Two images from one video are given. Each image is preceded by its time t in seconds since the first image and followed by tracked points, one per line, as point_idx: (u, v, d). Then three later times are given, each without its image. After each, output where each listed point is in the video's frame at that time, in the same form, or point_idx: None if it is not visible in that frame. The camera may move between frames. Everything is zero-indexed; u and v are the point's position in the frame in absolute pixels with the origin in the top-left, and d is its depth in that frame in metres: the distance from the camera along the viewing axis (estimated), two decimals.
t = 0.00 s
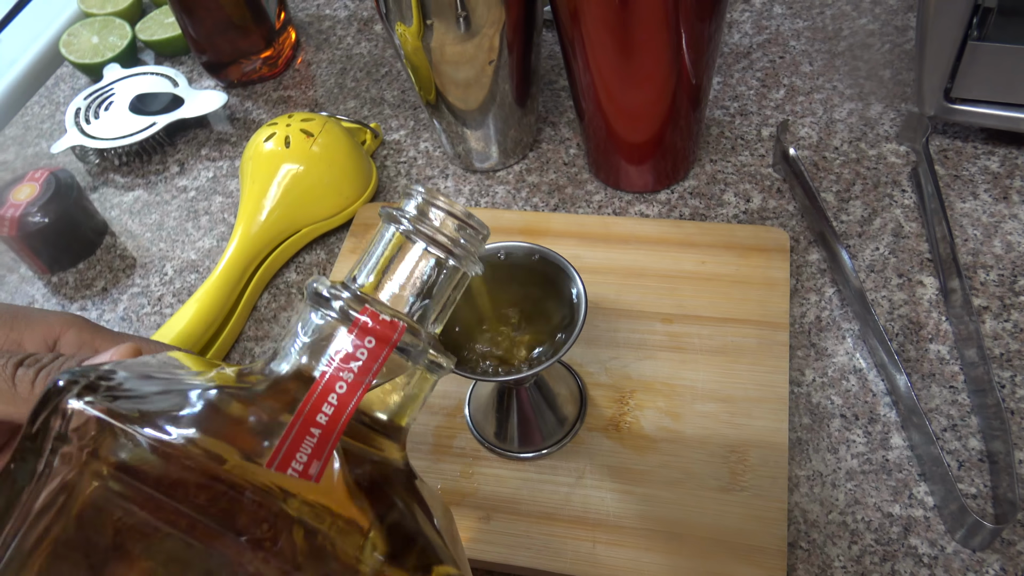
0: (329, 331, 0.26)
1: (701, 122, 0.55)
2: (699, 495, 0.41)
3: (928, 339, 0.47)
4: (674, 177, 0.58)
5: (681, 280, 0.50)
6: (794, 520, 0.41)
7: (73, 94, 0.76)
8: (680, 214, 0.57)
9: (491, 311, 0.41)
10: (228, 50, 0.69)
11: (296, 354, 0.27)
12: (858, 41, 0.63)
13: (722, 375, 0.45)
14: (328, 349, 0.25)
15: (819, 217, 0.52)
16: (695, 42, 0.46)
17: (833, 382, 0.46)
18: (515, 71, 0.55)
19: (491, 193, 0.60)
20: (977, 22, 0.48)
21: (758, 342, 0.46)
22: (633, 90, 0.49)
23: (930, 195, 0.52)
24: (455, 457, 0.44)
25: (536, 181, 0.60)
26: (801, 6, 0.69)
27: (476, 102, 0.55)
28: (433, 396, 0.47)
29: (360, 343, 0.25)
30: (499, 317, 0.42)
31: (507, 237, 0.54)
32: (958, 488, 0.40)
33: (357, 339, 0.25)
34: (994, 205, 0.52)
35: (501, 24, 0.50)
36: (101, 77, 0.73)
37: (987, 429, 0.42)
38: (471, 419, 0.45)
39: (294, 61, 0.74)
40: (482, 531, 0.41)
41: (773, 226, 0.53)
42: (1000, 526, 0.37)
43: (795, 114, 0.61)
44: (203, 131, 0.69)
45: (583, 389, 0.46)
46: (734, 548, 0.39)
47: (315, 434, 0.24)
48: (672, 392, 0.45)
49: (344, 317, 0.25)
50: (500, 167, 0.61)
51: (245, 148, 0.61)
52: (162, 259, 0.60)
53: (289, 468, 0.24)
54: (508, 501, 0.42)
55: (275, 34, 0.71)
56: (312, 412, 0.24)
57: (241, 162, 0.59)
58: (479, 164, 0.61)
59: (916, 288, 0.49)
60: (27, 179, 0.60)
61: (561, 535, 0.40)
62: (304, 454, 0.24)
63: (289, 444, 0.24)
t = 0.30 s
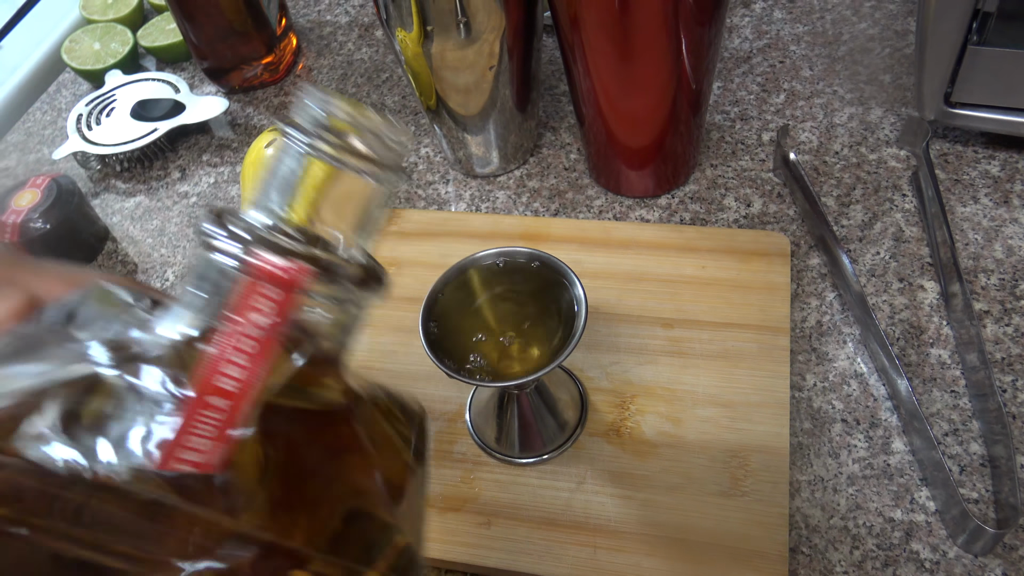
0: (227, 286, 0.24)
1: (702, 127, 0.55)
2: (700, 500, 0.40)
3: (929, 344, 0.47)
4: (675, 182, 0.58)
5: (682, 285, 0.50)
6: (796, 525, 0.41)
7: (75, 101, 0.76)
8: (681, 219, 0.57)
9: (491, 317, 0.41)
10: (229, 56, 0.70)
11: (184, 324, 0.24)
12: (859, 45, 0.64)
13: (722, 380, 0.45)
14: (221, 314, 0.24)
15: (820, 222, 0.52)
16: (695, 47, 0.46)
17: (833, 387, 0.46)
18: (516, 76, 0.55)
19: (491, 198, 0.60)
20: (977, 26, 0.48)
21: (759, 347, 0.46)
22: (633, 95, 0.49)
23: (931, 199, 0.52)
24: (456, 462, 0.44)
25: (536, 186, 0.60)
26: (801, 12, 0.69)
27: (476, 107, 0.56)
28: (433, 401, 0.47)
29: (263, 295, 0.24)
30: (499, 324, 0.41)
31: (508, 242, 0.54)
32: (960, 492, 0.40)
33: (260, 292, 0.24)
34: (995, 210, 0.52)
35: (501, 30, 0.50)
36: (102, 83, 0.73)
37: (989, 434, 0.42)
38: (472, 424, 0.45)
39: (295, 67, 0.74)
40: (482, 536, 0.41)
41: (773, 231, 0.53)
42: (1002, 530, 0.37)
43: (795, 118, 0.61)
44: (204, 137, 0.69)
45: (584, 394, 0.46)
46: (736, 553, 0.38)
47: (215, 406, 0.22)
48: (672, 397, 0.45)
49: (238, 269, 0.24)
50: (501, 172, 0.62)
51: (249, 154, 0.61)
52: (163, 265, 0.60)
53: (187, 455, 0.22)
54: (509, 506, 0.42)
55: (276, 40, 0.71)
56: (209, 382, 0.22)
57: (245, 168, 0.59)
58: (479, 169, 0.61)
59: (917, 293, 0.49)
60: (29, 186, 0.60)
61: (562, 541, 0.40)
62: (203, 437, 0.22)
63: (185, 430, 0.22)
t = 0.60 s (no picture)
0: None
1: (703, 129, 0.55)
2: (701, 504, 0.40)
3: (931, 346, 0.46)
4: (676, 185, 0.58)
5: (683, 287, 0.50)
6: (797, 527, 0.41)
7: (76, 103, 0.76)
8: (682, 221, 0.57)
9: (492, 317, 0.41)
10: (230, 58, 0.70)
11: None
12: (859, 47, 0.64)
13: (724, 382, 0.45)
14: None
15: (822, 224, 0.52)
16: (696, 49, 0.46)
17: (835, 389, 0.45)
18: (517, 79, 0.55)
19: (492, 200, 0.60)
20: (978, 28, 0.48)
21: (760, 350, 0.46)
22: (634, 97, 0.49)
23: (933, 202, 0.53)
24: (456, 465, 0.44)
25: (537, 188, 0.60)
26: (802, 14, 0.69)
27: (477, 109, 0.55)
28: (434, 403, 0.47)
29: None
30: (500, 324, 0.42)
31: (508, 244, 0.54)
32: (962, 495, 0.39)
33: None
34: (997, 211, 0.52)
35: (502, 32, 0.51)
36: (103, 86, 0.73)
37: (992, 437, 0.42)
38: (472, 427, 0.45)
39: (296, 70, 0.74)
40: (483, 539, 0.41)
41: (775, 233, 0.53)
42: (1004, 534, 0.37)
43: (796, 120, 0.61)
44: (205, 140, 0.69)
45: (585, 397, 0.46)
46: (737, 557, 0.38)
47: None
48: (673, 399, 0.45)
49: None
50: (501, 174, 0.61)
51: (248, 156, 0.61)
52: (164, 268, 0.60)
53: None
54: (510, 509, 0.42)
55: (277, 42, 0.71)
56: None
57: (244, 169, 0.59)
58: (480, 171, 0.61)
59: (919, 295, 0.49)
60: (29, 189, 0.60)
61: (562, 544, 0.40)
62: None
63: None
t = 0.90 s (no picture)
0: None
1: (705, 131, 0.55)
2: (702, 506, 0.40)
3: (932, 349, 0.46)
4: (678, 187, 0.58)
5: (685, 290, 0.50)
6: (798, 530, 0.41)
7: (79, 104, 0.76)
8: (684, 223, 0.57)
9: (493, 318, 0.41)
10: (233, 59, 0.70)
11: None
12: (862, 50, 0.64)
13: (725, 384, 0.45)
14: None
15: (824, 226, 0.52)
16: (698, 51, 0.46)
17: (836, 392, 0.45)
18: (519, 81, 0.55)
19: (494, 202, 0.60)
20: (980, 31, 0.48)
21: (761, 351, 0.46)
22: (636, 99, 0.49)
23: (935, 205, 0.53)
24: (457, 466, 0.44)
25: (539, 190, 0.60)
26: (804, 16, 0.69)
27: (479, 111, 0.56)
28: (434, 404, 0.47)
29: None
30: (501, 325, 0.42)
31: (509, 245, 0.54)
32: (963, 498, 0.39)
33: None
34: (999, 215, 0.52)
35: (504, 34, 0.51)
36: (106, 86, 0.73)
37: (992, 440, 0.42)
38: (473, 428, 0.45)
39: (298, 71, 0.74)
40: (483, 541, 0.41)
41: (777, 235, 0.53)
42: (1004, 537, 0.37)
43: (798, 123, 0.61)
44: (207, 140, 0.69)
45: (586, 398, 0.46)
46: (738, 559, 0.38)
47: None
48: (674, 401, 0.45)
49: None
50: (503, 176, 0.62)
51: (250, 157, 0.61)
52: (166, 268, 0.60)
53: None
54: (511, 510, 0.42)
55: (280, 43, 0.72)
56: None
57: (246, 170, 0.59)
58: (482, 173, 0.61)
59: (921, 298, 0.49)
60: (31, 189, 0.60)
61: (563, 545, 0.40)
62: None
63: None
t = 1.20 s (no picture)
0: None
1: (705, 133, 0.55)
2: (702, 507, 0.40)
3: (932, 351, 0.47)
4: (677, 189, 0.58)
5: (685, 292, 0.50)
6: (797, 531, 0.41)
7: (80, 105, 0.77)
8: (684, 225, 0.57)
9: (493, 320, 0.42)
10: (234, 61, 0.70)
11: None
12: (862, 53, 0.65)
13: (724, 386, 0.45)
14: None
15: (823, 228, 0.52)
16: (699, 54, 0.47)
17: (836, 394, 0.46)
18: (519, 83, 0.55)
19: (494, 204, 0.60)
20: (981, 33, 0.48)
21: (761, 353, 0.46)
22: (636, 102, 0.49)
23: (935, 207, 0.52)
24: (457, 467, 0.44)
25: (539, 192, 0.61)
26: (804, 19, 0.69)
27: (480, 113, 0.56)
28: (435, 405, 0.47)
29: None
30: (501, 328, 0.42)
31: (510, 247, 0.54)
32: (962, 500, 0.39)
33: None
34: (999, 217, 0.52)
35: (505, 36, 0.51)
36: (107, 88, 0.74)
37: (992, 442, 0.42)
38: (473, 429, 0.45)
39: (299, 72, 0.74)
40: (483, 542, 0.41)
41: (776, 237, 0.53)
42: (1004, 539, 0.37)
43: (798, 125, 0.61)
44: (208, 142, 0.69)
45: (585, 400, 0.46)
46: (737, 561, 0.38)
47: None
48: (674, 403, 0.45)
49: None
50: (504, 178, 0.62)
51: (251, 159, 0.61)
52: (166, 269, 0.60)
53: None
54: (511, 512, 0.42)
55: (280, 45, 0.72)
56: None
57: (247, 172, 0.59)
58: (483, 175, 0.61)
59: (920, 300, 0.49)
60: (32, 190, 0.60)
61: (563, 547, 0.40)
62: None
63: None
